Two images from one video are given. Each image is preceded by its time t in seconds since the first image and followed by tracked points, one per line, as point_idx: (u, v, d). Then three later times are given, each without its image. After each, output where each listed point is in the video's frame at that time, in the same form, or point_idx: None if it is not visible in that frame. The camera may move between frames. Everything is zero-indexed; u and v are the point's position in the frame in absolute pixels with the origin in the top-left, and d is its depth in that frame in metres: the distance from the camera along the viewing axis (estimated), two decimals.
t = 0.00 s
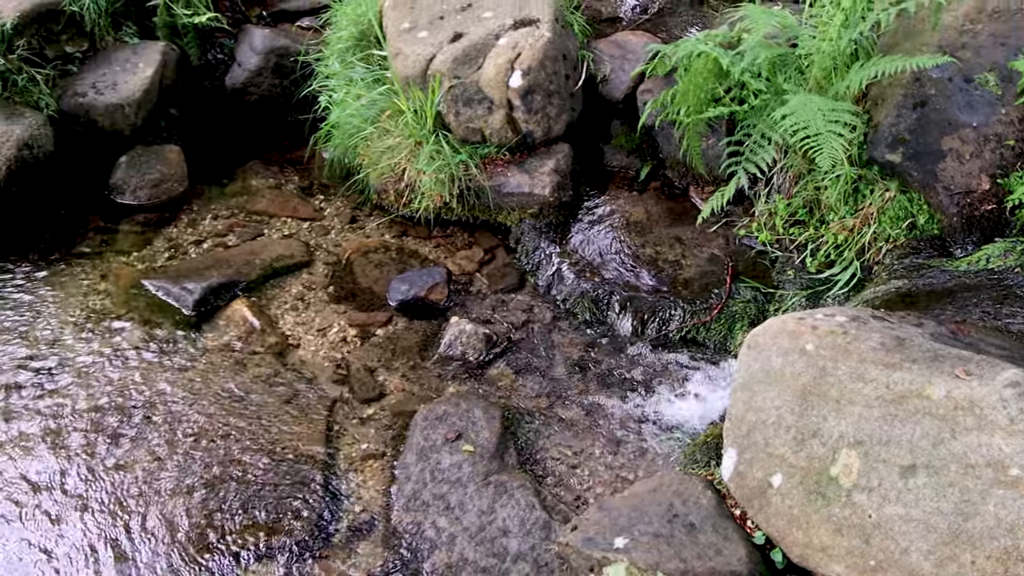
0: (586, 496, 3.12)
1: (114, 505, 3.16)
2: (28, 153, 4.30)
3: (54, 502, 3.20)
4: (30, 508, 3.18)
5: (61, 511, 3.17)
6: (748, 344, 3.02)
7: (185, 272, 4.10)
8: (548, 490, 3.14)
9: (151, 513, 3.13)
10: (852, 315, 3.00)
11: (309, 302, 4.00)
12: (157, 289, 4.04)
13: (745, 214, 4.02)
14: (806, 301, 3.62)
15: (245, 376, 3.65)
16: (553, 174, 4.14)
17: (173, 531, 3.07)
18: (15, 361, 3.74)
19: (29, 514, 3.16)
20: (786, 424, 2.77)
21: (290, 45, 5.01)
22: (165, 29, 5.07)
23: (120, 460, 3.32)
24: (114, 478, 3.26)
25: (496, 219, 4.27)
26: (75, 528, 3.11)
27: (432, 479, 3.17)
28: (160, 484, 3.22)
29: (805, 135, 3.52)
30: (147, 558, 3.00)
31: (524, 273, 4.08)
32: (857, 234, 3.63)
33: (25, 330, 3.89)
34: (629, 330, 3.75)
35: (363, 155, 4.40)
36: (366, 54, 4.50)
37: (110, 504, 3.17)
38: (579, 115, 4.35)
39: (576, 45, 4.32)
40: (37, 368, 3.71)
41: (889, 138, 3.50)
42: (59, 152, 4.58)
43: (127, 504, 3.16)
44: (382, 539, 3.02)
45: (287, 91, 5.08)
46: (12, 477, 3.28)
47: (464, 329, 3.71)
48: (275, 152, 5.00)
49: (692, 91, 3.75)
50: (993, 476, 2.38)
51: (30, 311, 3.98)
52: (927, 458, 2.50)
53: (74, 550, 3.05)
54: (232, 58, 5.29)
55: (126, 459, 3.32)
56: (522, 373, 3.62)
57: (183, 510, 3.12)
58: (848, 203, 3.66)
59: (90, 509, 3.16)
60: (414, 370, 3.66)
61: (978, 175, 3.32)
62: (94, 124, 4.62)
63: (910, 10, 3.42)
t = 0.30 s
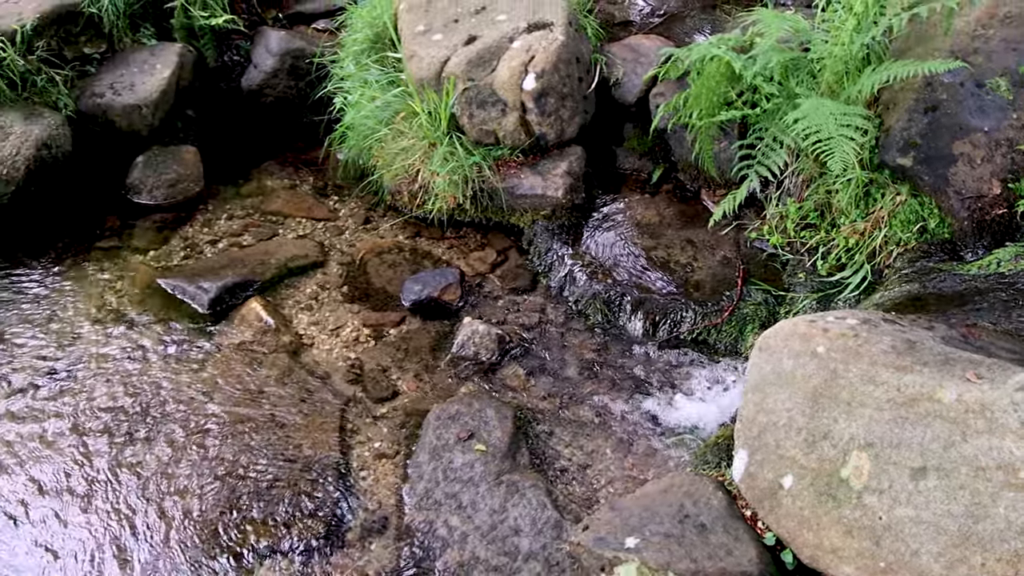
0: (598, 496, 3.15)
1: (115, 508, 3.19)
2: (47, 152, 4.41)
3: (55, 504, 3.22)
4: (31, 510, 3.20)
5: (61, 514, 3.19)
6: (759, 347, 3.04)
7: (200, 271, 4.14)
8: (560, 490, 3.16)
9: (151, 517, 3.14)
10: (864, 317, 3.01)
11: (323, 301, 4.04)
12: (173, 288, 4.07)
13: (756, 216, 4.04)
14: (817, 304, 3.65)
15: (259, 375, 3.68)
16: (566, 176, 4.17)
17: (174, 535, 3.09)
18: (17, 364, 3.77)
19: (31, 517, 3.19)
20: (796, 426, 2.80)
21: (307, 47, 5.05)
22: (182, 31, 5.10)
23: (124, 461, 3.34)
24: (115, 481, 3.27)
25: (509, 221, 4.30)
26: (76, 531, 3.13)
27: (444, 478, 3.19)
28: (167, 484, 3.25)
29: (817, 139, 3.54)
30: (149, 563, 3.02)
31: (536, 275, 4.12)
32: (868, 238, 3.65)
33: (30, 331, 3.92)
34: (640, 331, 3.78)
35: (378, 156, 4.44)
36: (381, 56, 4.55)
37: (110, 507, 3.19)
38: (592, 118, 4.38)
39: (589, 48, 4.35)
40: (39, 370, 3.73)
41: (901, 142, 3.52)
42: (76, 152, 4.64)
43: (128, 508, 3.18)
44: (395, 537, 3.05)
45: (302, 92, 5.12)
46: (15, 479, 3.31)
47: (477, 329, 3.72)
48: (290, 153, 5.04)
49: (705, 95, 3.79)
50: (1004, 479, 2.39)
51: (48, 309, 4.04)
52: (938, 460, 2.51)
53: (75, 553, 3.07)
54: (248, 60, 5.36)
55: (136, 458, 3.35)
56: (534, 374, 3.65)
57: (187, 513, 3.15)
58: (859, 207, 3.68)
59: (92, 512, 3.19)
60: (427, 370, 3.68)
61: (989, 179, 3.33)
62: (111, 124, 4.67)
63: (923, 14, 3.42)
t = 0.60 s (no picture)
0: (609, 495, 3.16)
1: (113, 511, 3.19)
2: (64, 149, 4.45)
3: (55, 504, 3.23)
4: (30, 510, 3.21)
5: (59, 515, 3.20)
6: (770, 348, 3.02)
7: (215, 268, 4.17)
8: (571, 489, 3.17)
9: (148, 522, 3.14)
10: (876, 319, 3.03)
11: (336, 299, 4.06)
12: (188, 285, 4.11)
13: (768, 217, 4.05)
14: (829, 305, 3.63)
15: (273, 371, 3.71)
16: (579, 176, 4.19)
17: (172, 540, 3.09)
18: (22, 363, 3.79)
19: (29, 516, 3.19)
20: (809, 426, 2.78)
21: (322, 46, 5.07)
22: (198, 30, 5.12)
23: (130, 461, 3.36)
24: (115, 483, 3.28)
25: (522, 220, 4.32)
26: (70, 534, 3.13)
27: (456, 476, 3.20)
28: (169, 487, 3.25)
29: (830, 140, 3.55)
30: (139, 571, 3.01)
31: (549, 274, 4.13)
32: (881, 240, 3.65)
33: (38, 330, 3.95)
34: (652, 331, 3.79)
35: (392, 155, 4.46)
36: (395, 56, 4.58)
37: (108, 511, 3.19)
38: (606, 118, 4.40)
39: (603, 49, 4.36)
40: (42, 370, 3.75)
41: (914, 144, 3.52)
42: (93, 149, 4.67)
43: (125, 512, 3.18)
44: (406, 534, 3.06)
45: (317, 91, 5.15)
46: (18, 477, 3.33)
47: (489, 328, 3.75)
48: (305, 152, 5.07)
49: (718, 96, 3.80)
50: (1016, 482, 2.41)
51: (64, 304, 4.07)
52: (950, 462, 2.52)
53: (67, 557, 3.06)
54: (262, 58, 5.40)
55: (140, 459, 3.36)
56: (546, 373, 3.66)
57: (190, 515, 3.15)
58: (872, 209, 3.68)
59: (90, 514, 3.19)
60: (440, 368, 3.70)
61: (1002, 182, 3.32)
62: (128, 122, 4.71)
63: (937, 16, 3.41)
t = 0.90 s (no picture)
0: (617, 496, 3.16)
1: (114, 512, 3.19)
2: (76, 147, 4.46)
3: (56, 504, 3.23)
4: (31, 509, 3.22)
5: (59, 514, 3.20)
6: (782, 350, 3.02)
7: (226, 266, 4.18)
8: (579, 490, 3.17)
9: (148, 524, 3.14)
10: (886, 323, 3.00)
11: (346, 299, 4.07)
12: (199, 283, 4.12)
13: (779, 221, 4.05)
14: (838, 309, 3.64)
15: (284, 369, 3.72)
16: (590, 177, 4.19)
17: (171, 543, 3.08)
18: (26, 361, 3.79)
19: (29, 515, 3.20)
20: (818, 430, 2.77)
21: (334, 46, 5.09)
22: (211, 29, 5.15)
23: (134, 460, 3.36)
24: (116, 484, 3.28)
25: (532, 221, 4.33)
26: (69, 534, 3.13)
27: (465, 476, 3.20)
28: (173, 487, 3.25)
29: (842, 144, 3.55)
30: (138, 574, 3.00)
31: (559, 275, 4.14)
32: (891, 244, 3.64)
33: (46, 327, 3.96)
34: (662, 333, 3.80)
35: (403, 155, 4.48)
36: (407, 56, 4.59)
37: (111, 510, 3.20)
38: (617, 120, 4.40)
39: (615, 51, 4.37)
40: (47, 369, 3.76)
41: (925, 148, 3.51)
42: (105, 147, 4.69)
43: (126, 513, 3.19)
44: (414, 534, 3.06)
45: (329, 91, 5.16)
46: (20, 476, 3.33)
47: (499, 329, 3.76)
48: (317, 151, 5.09)
49: (730, 99, 3.80)
50: None
51: (75, 301, 4.09)
52: (960, 467, 2.52)
53: (64, 557, 3.06)
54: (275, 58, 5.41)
55: (143, 460, 3.36)
56: (556, 374, 3.66)
57: (191, 517, 3.15)
58: (883, 213, 3.68)
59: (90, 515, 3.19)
60: (450, 368, 3.71)
61: (1014, 187, 3.31)
62: (141, 120, 4.72)
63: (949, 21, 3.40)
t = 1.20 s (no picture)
0: (626, 498, 3.16)
1: (116, 512, 3.19)
2: (89, 145, 4.48)
3: (58, 502, 3.24)
4: (35, 507, 3.23)
5: (61, 513, 3.20)
6: (792, 353, 2.98)
7: (237, 265, 4.20)
8: (588, 492, 3.17)
9: (149, 525, 3.15)
10: (897, 327, 2.96)
11: (356, 299, 4.08)
12: (209, 281, 4.12)
13: (790, 224, 4.04)
14: (848, 313, 3.65)
15: (293, 369, 3.73)
16: (601, 180, 4.19)
17: (173, 545, 3.08)
18: (31, 359, 3.81)
19: (33, 513, 3.21)
20: (829, 434, 2.77)
21: (346, 46, 5.13)
22: (224, 28, 5.17)
23: (139, 459, 3.37)
24: (119, 484, 3.29)
25: (543, 223, 4.33)
26: (69, 533, 3.14)
27: (474, 477, 3.20)
28: (177, 488, 3.26)
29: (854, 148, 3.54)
30: None
31: (569, 276, 4.14)
32: (902, 248, 3.64)
33: (53, 326, 3.97)
34: (671, 335, 3.80)
35: (414, 156, 4.50)
36: (419, 57, 4.61)
37: (118, 509, 3.21)
38: (628, 123, 4.40)
39: (627, 53, 4.37)
40: (53, 367, 3.77)
41: (938, 153, 3.51)
42: (117, 146, 4.71)
43: (129, 513, 3.19)
44: (423, 534, 3.07)
45: (341, 91, 5.20)
46: (22, 474, 3.34)
47: (509, 330, 3.77)
48: (327, 151, 5.10)
49: (741, 102, 3.80)
50: None
51: (85, 300, 4.10)
52: (971, 472, 2.51)
53: (62, 557, 3.06)
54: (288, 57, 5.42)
55: (148, 460, 3.36)
56: (565, 376, 3.66)
57: (194, 519, 3.15)
58: (894, 218, 3.68)
59: (92, 514, 3.19)
60: (459, 369, 3.71)
61: None
62: (153, 118, 4.73)
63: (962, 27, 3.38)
